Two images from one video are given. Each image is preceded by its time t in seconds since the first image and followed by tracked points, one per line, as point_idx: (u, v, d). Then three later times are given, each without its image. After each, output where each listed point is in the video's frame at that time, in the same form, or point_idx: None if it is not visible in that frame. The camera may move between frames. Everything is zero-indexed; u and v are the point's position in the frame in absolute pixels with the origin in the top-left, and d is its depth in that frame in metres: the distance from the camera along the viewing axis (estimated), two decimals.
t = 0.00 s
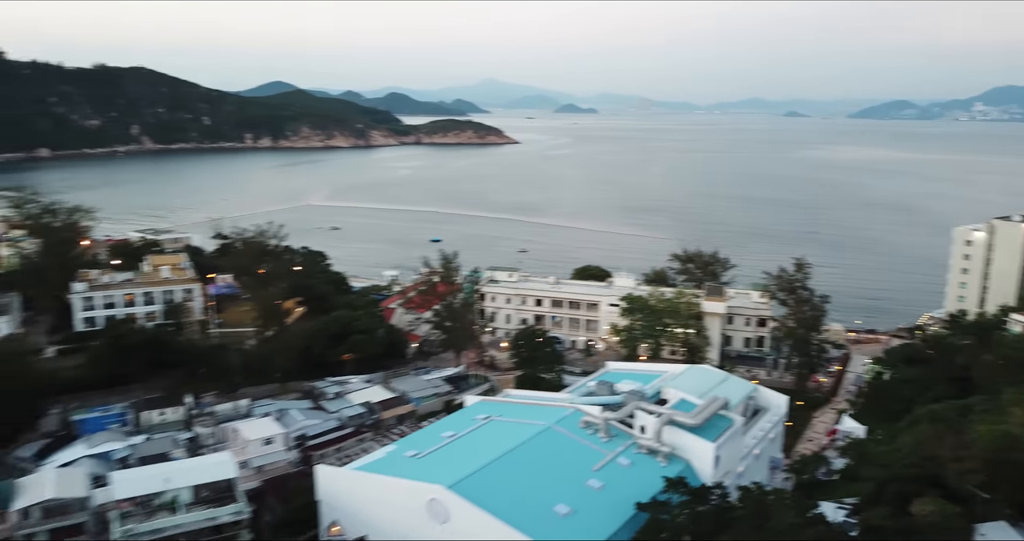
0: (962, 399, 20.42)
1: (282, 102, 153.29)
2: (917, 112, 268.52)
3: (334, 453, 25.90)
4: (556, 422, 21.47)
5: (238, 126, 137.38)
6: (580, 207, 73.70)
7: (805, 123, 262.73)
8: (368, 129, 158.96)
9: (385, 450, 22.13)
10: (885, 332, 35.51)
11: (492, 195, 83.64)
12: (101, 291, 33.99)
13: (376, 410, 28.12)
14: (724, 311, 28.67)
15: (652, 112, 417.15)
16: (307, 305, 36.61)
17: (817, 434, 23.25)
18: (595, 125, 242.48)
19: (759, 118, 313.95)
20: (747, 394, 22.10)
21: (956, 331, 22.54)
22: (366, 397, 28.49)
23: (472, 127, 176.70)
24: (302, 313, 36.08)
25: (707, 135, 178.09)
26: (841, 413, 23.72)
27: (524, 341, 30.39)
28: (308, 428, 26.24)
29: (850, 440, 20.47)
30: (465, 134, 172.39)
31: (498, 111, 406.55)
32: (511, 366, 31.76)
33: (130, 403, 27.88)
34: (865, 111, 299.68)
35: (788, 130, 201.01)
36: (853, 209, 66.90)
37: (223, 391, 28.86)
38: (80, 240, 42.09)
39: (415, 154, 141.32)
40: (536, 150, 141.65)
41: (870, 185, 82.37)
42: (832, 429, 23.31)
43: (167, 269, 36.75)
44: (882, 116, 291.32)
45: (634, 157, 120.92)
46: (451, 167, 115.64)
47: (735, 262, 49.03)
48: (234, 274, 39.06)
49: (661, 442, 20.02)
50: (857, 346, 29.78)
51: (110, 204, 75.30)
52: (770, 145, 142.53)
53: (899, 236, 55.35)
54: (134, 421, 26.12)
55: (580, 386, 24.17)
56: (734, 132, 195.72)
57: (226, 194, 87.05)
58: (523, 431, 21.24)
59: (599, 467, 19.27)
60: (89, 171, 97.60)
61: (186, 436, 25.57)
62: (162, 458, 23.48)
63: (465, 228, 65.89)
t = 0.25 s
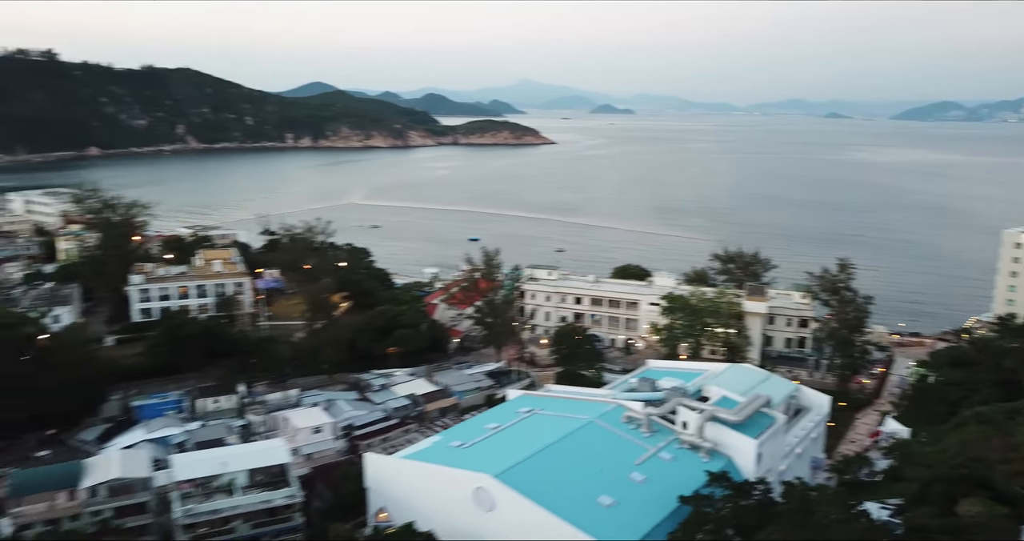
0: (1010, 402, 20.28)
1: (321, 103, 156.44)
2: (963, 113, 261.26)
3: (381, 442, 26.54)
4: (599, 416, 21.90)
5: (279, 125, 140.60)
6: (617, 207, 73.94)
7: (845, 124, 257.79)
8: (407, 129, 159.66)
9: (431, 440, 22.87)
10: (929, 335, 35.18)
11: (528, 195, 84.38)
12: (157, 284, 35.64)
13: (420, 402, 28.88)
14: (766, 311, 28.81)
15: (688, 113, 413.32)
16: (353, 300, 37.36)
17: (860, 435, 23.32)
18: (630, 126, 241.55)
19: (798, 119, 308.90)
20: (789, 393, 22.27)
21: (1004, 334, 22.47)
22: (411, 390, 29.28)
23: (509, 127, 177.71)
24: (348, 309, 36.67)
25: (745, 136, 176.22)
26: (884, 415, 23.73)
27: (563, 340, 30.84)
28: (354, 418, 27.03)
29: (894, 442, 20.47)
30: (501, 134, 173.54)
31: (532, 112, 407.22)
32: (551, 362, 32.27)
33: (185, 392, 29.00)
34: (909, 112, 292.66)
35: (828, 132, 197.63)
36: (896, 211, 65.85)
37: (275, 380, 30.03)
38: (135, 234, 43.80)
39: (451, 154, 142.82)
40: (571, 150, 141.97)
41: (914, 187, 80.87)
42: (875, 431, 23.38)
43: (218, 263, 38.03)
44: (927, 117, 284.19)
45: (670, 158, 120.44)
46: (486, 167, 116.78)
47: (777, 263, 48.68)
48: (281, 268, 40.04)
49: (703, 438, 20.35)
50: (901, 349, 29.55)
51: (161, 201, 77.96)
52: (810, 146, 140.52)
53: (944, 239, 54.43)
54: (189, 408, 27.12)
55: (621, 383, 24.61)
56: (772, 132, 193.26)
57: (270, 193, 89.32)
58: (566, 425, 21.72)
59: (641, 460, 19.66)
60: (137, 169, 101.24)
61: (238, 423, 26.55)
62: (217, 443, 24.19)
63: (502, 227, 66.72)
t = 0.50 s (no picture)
0: None
1: (364, 104, 158.91)
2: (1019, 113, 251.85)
3: (430, 433, 27.31)
4: (646, 411, 22.22)
5: (323, 126, 143.31)
6: (658, 207, 73.77)
7: (893, 125, 251.09)
8: (447, 130, 161.85)
9: (481, 431, 23.60)
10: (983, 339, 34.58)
11: (569, 195, 84.73)
12: (214, 277, 37.11)
13: (468, 395, 29.61)
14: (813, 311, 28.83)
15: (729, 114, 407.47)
16: (401, 295, 38.62)
17: (909, 437, 23.27)
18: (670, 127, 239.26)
19: (843, 120, 301.77)
20: (837, 393, 22.36)
21: None
22: (458, 383, 30.06)
23: (549, 128, 177.85)
24: (397, 303, 38.07)
25: (789, 137, 173.06)
26: (934, 418, 23.60)
27: (608, 337, 31.28)
28: (405, 409, 27.74)
29: (944, 444, 20.30)
30: (540, 135, 173.80)
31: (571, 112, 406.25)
32: (596, 359, 32.70)
33: (244, 380, 30.18)
34: (961, 112, 283.33)
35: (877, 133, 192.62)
36: (948, 213, 64.29)
37: (328, 371, 31.02)
38: (193, 229, 45.56)
39: (491, 155, 143.81)
40: (611, 151, 141.53)
41: (967, 189, 78.67)
42: (925, 434, 23.31)
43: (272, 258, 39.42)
44: (979, 118, 274.82)
45: (711, 159, 119.28)
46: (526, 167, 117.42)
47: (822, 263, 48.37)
48: (331, 264, 41.26)
49: (750, 434, 20.63)
50: (952, 353, 29.13)
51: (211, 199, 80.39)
52: (857, 147, 137.41)
53: (999, 242, 53.05)
54: (248, 396, 28.14)
55: (668, 379, 24.98)
56: (818, 133, 189.29)
57: (314, 191, 91.28)
58: (613, 418, 22.12)
59: (689, 455, 19.94)
60: (189, 169, 104.51)
61: (294, 412, 27.54)
62: (275, 430, 25.20)
63: (543, 226, 67.23)
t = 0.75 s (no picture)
0: None
1: (408, 105, 161.14)
2: None
3: (479, 428, 27.91)
4: (695, 410, 22.21)
5: (367, 126, 145.79)
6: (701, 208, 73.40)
7: (946, 125, 243.12)
8: (489, 131, 162.95)
9: (531, 426, 24.22)
10: None
11: (611, 196, 84.83)
12: (269, 273, 38.47)
13: (515, 391, 30.19)
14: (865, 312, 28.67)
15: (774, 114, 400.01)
16: (449, 293, 39.10)
17: (964, 442, 23.01)
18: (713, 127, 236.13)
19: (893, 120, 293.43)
20: (890, 396, 22.26)
21: None
22: (506, 380, 30.65)
23: (590, 128, 177.42)
24: (446, 300, 38.44)
25: (837, 137, 169.18)
26: (990, 424, 23.29)
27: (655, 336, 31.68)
28: (455, 403, 28.36)
29: (1003, 450, 20.06)
30: (582, 135, 173.64)
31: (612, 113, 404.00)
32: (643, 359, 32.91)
33: (299, 373, 31.30)
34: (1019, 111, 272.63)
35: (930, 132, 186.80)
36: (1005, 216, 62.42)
37: (380, 365, 31.79)
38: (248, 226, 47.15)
39: (532, 155, 144.42)
40: (653, 152, 140.60)
41: None
42: (981, 439, 23.01)
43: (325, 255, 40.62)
44: None
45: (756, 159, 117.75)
46: (568, 168, 117.71)
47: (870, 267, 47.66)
48: (381, 261, 42.28)
49: (801, 435, 20.78)
50: (1009, 358, 28.64)
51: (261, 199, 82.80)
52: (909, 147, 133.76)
53: None
54: (303, 388, 29.07)
55: (717, 379, 25.16)
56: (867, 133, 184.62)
57: (359, 191, 93.08)
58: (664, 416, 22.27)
59: (739, 454, 19.89)
60: (240, 168, 107.65)
61: (348, 404, 28.36)
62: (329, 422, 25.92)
63: (586, 227, 67.53)
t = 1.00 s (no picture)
0: None
1: (462, 107, 163.07)
2: None
3: (538, 425, 28.34)
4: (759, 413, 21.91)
5: (423, 128, 148.09)
6: (760, 211, 72.32)
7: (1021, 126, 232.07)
8: (542, 133, 162.60)
9: (593, 423, 24.70)
10: None
11: (666, 198, 84.37)
12: (335, 271, 39.96)
13: (574, 390, 30.63)
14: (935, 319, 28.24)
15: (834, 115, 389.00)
16: (508, 291, 39.85)
17: None
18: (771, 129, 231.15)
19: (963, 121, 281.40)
20: (961, 405, 21.83)
21: None
22: (565, 379, 31.14)
23: (644, 131, 176.19)
24: (504, 298, 39.33)
25: (902, 140, 163.80)
26: None
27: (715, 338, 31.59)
28: (515, 401, 29.07)
29: None
30: (635, 138, 172.42)
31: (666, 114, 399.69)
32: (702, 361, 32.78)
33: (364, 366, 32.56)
34: None
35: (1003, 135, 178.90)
36: None
37: (442, 360, 32.53)
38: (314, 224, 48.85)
39: (585, 157, 144.39)
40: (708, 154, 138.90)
41: None
42: None
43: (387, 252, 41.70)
44: None
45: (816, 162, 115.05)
46: (622, 170, 117.45)
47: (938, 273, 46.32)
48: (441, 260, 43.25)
49: (867, 440, 20.48)
50: None
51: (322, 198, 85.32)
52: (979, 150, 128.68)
53: None
54: (368, 382, 30.04)
55: (780, 383, 25.10)
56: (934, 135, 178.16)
57: (415, 191, 94.78)
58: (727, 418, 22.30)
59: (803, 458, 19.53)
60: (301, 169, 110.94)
61: (411, 398, 29.19)
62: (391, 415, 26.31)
63: (642, 229, 67.49)
